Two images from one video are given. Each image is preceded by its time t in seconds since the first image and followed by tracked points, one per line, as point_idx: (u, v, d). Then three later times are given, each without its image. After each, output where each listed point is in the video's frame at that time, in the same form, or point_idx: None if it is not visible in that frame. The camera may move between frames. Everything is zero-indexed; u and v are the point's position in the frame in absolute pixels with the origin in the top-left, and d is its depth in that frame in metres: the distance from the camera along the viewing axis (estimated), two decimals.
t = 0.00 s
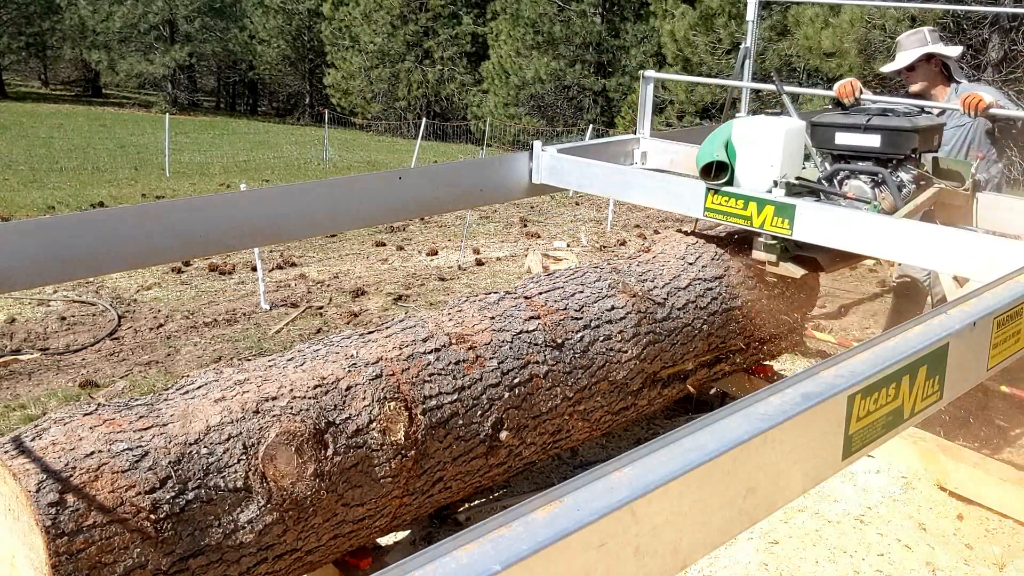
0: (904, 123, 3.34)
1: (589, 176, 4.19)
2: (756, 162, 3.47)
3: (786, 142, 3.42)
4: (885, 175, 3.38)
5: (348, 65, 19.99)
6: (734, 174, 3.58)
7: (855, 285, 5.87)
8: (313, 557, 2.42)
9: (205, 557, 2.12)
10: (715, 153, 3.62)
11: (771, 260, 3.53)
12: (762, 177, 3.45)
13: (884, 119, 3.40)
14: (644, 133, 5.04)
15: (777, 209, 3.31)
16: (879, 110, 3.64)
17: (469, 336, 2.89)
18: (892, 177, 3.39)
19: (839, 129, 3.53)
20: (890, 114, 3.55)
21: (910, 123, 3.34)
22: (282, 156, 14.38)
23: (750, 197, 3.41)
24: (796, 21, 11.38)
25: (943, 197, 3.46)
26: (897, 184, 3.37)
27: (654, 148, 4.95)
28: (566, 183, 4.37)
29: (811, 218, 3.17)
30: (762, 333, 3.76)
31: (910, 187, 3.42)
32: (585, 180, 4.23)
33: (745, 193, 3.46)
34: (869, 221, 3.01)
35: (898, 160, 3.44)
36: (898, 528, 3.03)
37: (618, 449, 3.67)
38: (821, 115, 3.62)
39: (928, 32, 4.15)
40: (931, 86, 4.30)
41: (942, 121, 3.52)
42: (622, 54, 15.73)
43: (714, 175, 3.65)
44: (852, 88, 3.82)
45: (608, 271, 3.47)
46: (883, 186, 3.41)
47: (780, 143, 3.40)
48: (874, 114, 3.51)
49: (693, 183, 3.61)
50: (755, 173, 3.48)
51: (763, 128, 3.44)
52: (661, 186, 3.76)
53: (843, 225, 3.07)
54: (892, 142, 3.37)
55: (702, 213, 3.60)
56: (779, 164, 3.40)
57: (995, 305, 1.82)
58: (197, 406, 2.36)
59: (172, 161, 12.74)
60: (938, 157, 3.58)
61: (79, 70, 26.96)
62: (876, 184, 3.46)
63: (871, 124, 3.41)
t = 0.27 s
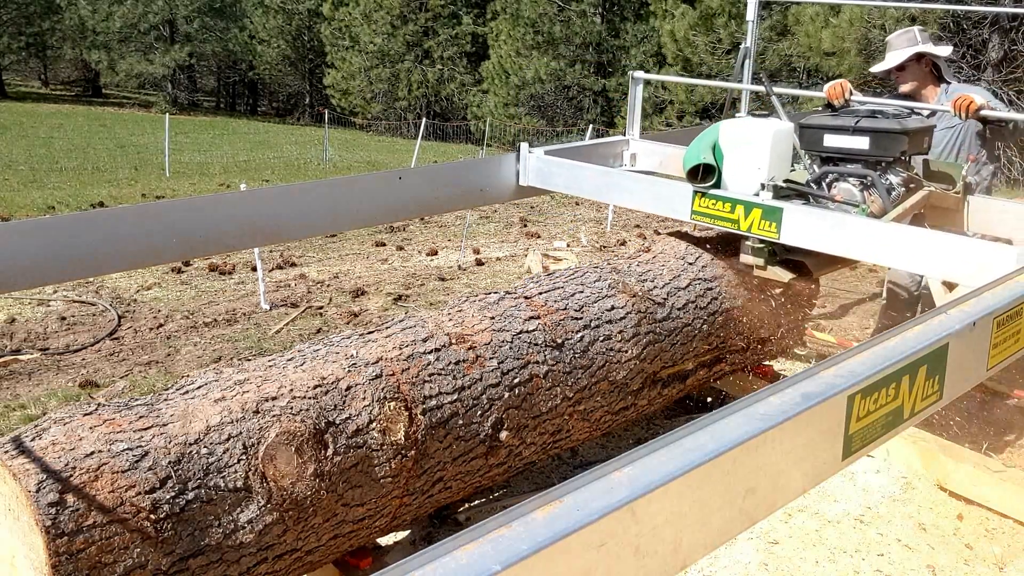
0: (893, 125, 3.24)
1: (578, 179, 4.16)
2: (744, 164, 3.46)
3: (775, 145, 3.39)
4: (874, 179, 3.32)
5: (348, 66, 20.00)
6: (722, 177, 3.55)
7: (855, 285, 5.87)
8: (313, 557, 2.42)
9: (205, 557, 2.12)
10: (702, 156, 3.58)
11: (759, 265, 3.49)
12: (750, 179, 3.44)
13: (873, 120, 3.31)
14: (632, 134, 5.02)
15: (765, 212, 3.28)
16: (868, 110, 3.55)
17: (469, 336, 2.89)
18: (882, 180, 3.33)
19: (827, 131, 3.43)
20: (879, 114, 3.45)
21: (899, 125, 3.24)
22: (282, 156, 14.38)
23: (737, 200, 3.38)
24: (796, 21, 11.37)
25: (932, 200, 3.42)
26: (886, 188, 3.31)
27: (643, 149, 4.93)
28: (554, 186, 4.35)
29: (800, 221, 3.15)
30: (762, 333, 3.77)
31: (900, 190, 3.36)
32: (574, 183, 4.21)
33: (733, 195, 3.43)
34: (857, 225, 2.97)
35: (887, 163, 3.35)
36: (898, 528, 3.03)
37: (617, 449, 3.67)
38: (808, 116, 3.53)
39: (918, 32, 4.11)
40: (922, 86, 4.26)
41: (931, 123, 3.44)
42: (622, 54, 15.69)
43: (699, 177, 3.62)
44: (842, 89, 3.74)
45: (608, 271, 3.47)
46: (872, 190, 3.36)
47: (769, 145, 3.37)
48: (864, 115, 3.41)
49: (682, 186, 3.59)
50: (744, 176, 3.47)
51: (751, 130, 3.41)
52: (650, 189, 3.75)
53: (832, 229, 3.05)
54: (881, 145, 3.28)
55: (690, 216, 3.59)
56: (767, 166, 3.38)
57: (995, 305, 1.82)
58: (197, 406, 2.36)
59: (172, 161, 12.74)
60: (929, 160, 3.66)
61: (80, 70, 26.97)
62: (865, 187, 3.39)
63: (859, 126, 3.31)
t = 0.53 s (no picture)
0: (882, 127, 3.20)
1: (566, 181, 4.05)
2: (730, 167, 3.42)
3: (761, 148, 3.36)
4: (863, 181, 3.26)
5: (348, 66, 19.99)
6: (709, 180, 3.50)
7: (855, 285, 5.87)
8: (313, 557, 2.42)
9: (205, 557, 2.12)
10: (688, 158, 3.54)
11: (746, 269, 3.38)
12: (737, 182, 3.40)
13: (861, 123, 3.26)
14: (621, 135, 4.94)
15: (752, 216, 3.18)
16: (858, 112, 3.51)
17: (469, 336, 2.89)
18: (870, 183, 3.27)
19: (816, 133, 3.39)
20: (869, 117, 3.41)
21: (888, 127, 3.21)
22: (282, 156, 14.39)
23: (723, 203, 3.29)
24: (796, 21, 11.37)
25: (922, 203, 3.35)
26: (875, 191, 3.25)
27: (633, 151, 4.87)
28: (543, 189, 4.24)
29: (790, 228, 3.04)
30: (761, 333, 3.76)
31: (889, 193, 3.29)
32: (562, 185, 4.09)
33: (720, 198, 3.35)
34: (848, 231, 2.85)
35: (876, 166, 3.30)
36: (898, 528, 3.04)
37: (617, 449, 3.67)
38: (797, 118, 3.50)
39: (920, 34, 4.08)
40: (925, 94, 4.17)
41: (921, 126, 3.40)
42: (622, 54, 15.66)
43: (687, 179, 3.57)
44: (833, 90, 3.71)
45: (608, 271, 3.47)
46: (860, 192, 3.30)
47: (756, 148, 3.34)
48: (853, 117, 3.38)
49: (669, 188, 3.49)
50: (730, 178, 3.43)
51: (739, 132, 3.39)
52: (636, 195, 3.64)
53: (822, 237, 2.93)
54: (870, 147, 3.24)
55: (677, 219, 3.49)
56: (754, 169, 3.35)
57: (996, 305, 1.82)
58: (198, 406, 2.36)
59: (172, 161, 12.74)
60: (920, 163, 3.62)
61: (80, 70, 26.97)
62: (854, 190, 3.31)
63: (847, 128, 3.27)
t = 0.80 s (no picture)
0: (870, 128, 3.04)
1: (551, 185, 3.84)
2: (718, 168, 3.17)
3: (749, 150, 3.16)
4: (851, 185, 3.09)
5: (348, 65, 19.97)
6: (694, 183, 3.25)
7: (855, 285, 5.87)
8: (313, 557, 2.42)
9: (205, 557, 2.12)
10: (675, 161, 3.24)
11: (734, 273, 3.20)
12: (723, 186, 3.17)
13: (849, 124, 3.11)
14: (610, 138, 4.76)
15: (738, 219, 3.01)
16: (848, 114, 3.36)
17: (469, 336, 2.89)
18: (858, 186, 3.10)
19: (803, 135, 3.24)
20: (858, 118, 3.25)
21: (876, 130, 3.04)
22: (282, 156, 14.39)
23: (710, 206, 3.11)
24: (796, 21, 11.36)
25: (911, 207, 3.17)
26: (862, 194, 3.08)
27: (622, 154, 4.68)
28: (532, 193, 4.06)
29: (776, 233, 2.88)
30: (761, 334, 3.75)
31: (878, 196, 3.11)
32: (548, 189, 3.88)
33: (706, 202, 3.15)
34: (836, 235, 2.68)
35: (864, 169, 3.14)
36: (898, 528, 3.03)
37: (617, 449, 3.67)
38: (785, 120, 3.34)
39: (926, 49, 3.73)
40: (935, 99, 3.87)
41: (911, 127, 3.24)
42: (622, 54, 15.65)
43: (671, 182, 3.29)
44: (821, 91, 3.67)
45: (608, 271, 3.47)
46: (848, 196, 3.13)
47: (744, 150, 3.13)
48: (840, 120, 3.23)
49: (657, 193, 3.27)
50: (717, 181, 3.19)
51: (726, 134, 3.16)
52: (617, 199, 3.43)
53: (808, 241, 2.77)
54: (857, 151, 3.07)
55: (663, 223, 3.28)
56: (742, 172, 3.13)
57: (996, 305, 1.82)
58: (198, 407, 2.36)
59: (172, 161, 12.74)
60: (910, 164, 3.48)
61: (80, 70, 26.98)
62: (841, 194, 3.14)
63: (834, 130, 3.12)
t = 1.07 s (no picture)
0: (854, 131, 2.97)
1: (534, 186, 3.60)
2: (698, 171, 3.09)
3: (731, 152, 3.05)
4: (835, 188, 3.01)
5: (348, 65, 19.96)
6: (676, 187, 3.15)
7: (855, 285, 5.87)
8: (313, 557, 2.42)
9: (205, 557, 2.12)
10: (654, 164, 3.15)
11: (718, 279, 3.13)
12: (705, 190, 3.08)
13: (833, 127, 3.03)
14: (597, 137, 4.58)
15: (721, 224, 2.86)
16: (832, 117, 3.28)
17: (469, 336, 2.89)
18: (843, 190, 3.02)
19: (787, 138, 3.15)
20: (842, 121, 3.18)
21: (861, 133, 2.97)
22: (282, 156, 14.38)
23: (692, 209, 2.98)
24: (796, 21, 11.37)
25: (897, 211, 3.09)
26: (848, 198, 2.99)
27: (607, 155, 4.49)
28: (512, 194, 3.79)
29: (757, 237, 2.74)
30: (761, 334, 3.75)
31: (863, 200, 3.03)
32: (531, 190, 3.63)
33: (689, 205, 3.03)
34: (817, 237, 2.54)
35: (849, 172, 3.05)
36: (898, 528, 3.04)
37: (617, 449, 3.68)
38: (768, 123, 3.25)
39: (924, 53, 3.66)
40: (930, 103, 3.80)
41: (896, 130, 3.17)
42: (622, 54, 15.66)
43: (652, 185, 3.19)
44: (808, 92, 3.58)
45: (608, 271, 3.47)
46: (833, 200, 3.04)
47: (724, 153, 3.02)
48: (826, 122, 3.15)
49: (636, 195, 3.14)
50: (699, 184, 3.09)
51: (707, 135, 3.06)
52: (601, 201, 3.25)
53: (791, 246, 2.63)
54: (841, 154, 2.99)
55: (645, 227, 3.14)
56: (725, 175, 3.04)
57: (995, 306, 1.82)
58: (198, 407, 2.36)
59: (172, 161, 12.73)
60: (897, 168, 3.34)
61: (80, 70, 26.96)
62: (826, 198, 3.07)
63: (818, 133, 3.03)
